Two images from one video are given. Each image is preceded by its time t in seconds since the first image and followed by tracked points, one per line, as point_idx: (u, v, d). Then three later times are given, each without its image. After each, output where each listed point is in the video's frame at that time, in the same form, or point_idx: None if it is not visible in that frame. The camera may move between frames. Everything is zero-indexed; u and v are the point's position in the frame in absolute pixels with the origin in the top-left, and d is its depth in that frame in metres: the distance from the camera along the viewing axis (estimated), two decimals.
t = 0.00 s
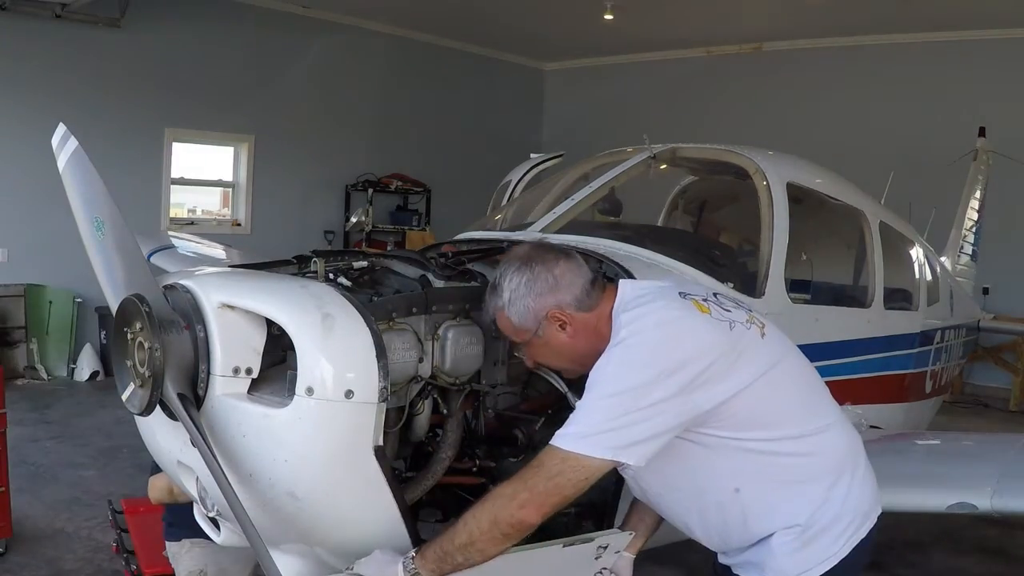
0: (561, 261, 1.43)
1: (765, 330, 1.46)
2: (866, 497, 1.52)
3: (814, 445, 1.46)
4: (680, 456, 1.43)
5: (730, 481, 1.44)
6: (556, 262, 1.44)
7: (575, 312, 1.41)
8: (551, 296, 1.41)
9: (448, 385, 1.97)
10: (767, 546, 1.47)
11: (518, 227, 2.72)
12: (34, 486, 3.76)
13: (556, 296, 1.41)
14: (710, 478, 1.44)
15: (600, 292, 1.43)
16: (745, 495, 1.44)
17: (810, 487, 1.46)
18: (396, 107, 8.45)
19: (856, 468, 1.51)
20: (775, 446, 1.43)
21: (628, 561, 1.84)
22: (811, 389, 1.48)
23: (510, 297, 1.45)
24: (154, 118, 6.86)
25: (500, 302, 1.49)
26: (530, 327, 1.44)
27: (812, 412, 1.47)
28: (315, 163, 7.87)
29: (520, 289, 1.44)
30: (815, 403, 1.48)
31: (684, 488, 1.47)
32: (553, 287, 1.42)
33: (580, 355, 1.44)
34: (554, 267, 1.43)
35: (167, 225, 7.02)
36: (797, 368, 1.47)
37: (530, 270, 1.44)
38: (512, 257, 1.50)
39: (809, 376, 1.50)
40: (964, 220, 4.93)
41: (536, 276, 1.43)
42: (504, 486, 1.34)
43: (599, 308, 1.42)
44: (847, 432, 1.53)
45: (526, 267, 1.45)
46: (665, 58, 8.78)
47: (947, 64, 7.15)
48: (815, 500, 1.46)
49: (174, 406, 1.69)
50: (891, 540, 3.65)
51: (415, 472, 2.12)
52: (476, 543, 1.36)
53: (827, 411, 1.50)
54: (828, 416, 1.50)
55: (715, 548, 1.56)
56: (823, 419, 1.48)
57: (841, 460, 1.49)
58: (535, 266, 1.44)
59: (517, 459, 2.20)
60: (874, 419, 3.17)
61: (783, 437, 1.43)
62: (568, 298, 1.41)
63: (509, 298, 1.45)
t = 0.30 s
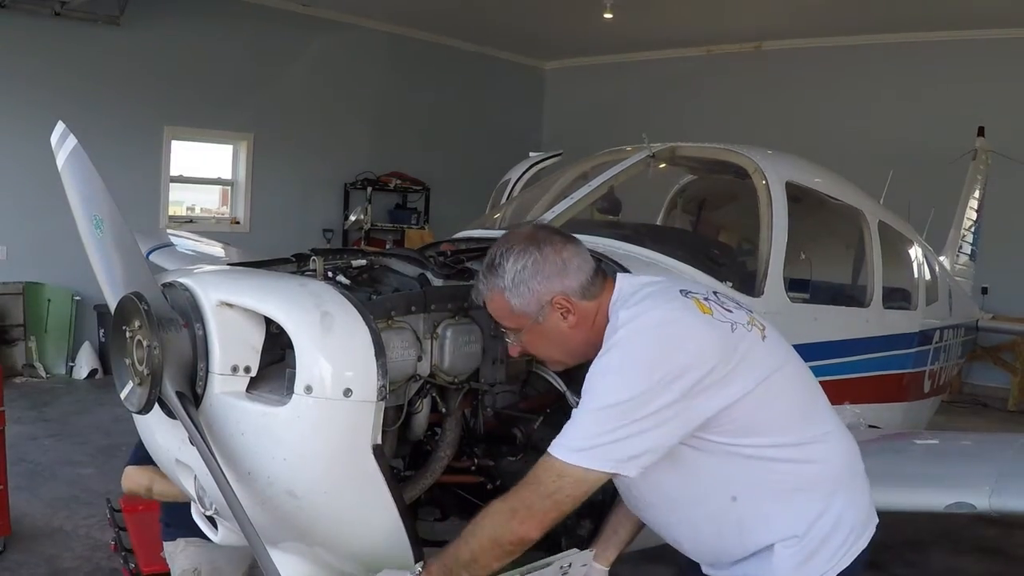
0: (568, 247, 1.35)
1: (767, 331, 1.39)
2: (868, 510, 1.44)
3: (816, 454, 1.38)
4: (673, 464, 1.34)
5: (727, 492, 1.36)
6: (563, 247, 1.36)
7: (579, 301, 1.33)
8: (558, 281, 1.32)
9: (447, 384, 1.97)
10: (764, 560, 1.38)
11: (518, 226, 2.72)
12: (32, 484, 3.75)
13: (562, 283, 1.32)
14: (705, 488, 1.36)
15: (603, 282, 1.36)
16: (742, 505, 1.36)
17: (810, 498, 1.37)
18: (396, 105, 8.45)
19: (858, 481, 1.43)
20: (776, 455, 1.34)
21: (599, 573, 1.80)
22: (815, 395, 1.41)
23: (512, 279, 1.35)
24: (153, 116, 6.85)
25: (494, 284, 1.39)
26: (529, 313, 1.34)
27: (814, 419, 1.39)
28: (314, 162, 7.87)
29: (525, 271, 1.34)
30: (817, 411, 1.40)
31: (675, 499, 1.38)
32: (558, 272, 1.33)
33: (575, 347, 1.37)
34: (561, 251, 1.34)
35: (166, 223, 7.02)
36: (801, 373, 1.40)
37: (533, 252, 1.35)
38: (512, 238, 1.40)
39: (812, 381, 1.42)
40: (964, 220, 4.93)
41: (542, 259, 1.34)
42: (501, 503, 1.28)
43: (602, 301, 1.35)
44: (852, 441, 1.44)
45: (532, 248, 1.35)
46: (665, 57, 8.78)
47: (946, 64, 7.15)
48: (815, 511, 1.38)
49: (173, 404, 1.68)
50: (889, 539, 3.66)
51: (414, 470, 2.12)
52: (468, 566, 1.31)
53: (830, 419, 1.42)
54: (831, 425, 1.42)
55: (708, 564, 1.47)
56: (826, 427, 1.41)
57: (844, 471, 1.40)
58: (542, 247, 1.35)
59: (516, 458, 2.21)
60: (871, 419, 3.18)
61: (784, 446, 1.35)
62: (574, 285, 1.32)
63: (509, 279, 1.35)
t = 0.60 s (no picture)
0: (546, 240, 1.20)
1: (752, 333, 1.29)
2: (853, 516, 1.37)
3: (808, 463, 1.29)
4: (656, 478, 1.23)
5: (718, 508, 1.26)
6: (540, 240, 1.20)
7: (556, 300, 1.18)
8: (534, 278, 1.17)
9: (451, 382, 1.97)
10: None
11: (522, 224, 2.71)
12: (38, 483, 3.76)
13: (539, 280, 1.18)
14: (690, 504, 1.25)
15: (583, 279, 1.21)
16: (734, 523, 1.27)
17: (803, 510, 1.29)
18: (399, 104, 8.45)
19: (844, 487, 1.35)
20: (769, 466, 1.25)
21: None
22: (802, 400, 1.32)
23: (483, 274, 1.20)
24: (157, 115, 6.86)
25: (463, 279, 1.23)
26: (501, 312, 1.19)
27: (804, 427, 1.30)
28: (318, 160, 7.87)
29: (497, 267, 1.19)
30: (806, 417, 1.31)
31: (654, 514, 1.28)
32: (534, 268, 1.18)
33: (550, 349, 1.22)
34: (538, 246, 1.19)
35: (171, 222, 7.03)
36: (787, 378, 1.30)
37: (507, 244, 1.19)
38: (483, 228, 1.24)
39: (799, 385, 1.33)
40: (968, 218, 4.91)
41: (518, 253, 1.19)
42: (547, 545, 1.20)
43: (582, 299, 1.21)
44: (836, 446, 1.36)
45: (505, 240, 1.20)
46: (668, 55, 8.77)
47: (950, 60, 7.13)
48: (808, 524, 1.29)
49: (178, 403, 1.69)
50: (894, 538, 3.65)
51: (418, 469, 2.12)
52: None
53: (818, 425, 1.34)
54: (818, 431, 1.33)
55: None
56: (816, 434, 1.32)
57: (833, 479, 1.32)
58: (518, 241, 1.19)
59: (520, 456, 2.20)
60: (876, 417, 3.16)
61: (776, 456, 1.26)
62: (551, 283, 1.18)
63: (479, 275, 1.20)
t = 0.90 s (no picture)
0: (457, 243, 1.16)
1: (689, 330, 1.24)
2: (802, 523, 1.32)
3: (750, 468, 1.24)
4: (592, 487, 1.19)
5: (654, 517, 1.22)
6: (450, 243, 1.17)
7: (470, 305, 1.15)
8: (442, 286, 1.15)
9: (449, 382, 1.97)
10: None
11: (520, 223, 2.71)
12: (36, 483, 3.76)
13: (448, 286, 1.15)
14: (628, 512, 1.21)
15: (502, 280, 1.17)
16: (671, 532, 1.22)
17: (747, 518, 1.24)
18: (397, 104, 8.45)
19: (790, 492, 1.31)
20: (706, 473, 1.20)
21: None
22: (743, 402, 1.27)
23: (394, 284, 1.18)
24: (155, 115, 6.86)
25: (380, 289, 1.22)
26: (416, 321, 1.18)
27: (745, 430, 1.25)
28: (316, 160, 7.86)
29: (407, 276, 1.17)
30: (748, 420, 1.26)
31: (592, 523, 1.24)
32: (443, 274, 1.15)
33: (478, 354, 1.19)
34: (446, 252, 1.16)
35: (169, 221, 7.02)
36: (727, 378, 1.25)
37: (416, 252, 1.17)
38: (397, 234, 1.22)
39: (742, 386, 1.28)
40: (966, 218, 4.92)
41: (425, 260, 1.16)
42: (506, 555, 1.16)
43: (502, 300, 1.16)
44: (780, 448, 1.31)
45: (414, 247, 1.18)
46: (666, 55, 8.78)
47: (947, 61, 7.14)
48: (753, 532, 1.24)
49: (175, 402, 1.68)
50: (892, 537, 3.65)
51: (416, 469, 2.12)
52: None
53: (761, 427, 1.29)
54: (762, 433, 1.28)
55: None
56: (759, 437, 1.27)
57: (777, 484, 1.28)
58: (426, 247, 1.17)
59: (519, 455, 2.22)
60: (874, 417, 3.17)
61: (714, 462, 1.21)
62: (461, 289, 1.15)
63: (392, 284, 1.18)
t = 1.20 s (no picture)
0: (373, 237, 1.15)
1: (624, 333, 1.17)
2: (759, 537, 1.24)
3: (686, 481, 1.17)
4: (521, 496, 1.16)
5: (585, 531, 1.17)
6: (366, 237, 1.16)
7: (387, 301, 1.13)
8: (358, 282, 1.13)
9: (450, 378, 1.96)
10: None
11: (521, 219, 2.71)
12: (37, 479, 3.76)
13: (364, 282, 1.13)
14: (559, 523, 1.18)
15: (422, 274, 1.15)
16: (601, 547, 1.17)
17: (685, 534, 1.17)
18: (397, 100, 8.43)
19: (738, 502, 1.22)
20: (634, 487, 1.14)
21: None
22: (684, 409, 1.19)
23: (311, 281, 1.17)
24: (155, 111, 6.85)
25: (300, 286, 1.21)
26: (334, 318, 1.16)
27: (682, 441, 1.17)
28: (317, 156, 7.86)
29: (324, 271, 1.16)
30: (687, 428, 1.18)
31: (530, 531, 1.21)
32: (359, 270, 1.13)
33: (400, 351, 1.17)
34: (362, 246, 1.14)
35: (169, 218, 7.02)
36: (665, 383, 1.17)
37: (332, 248, 1.16)
38: (316, 230, 1.20)
39: (683, 391, 1.20)
40: (966, 214, 4.91)
41: (340, 255, 1.15)
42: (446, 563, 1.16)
43: (422, 296, 1.14)
44: (730, 458, 1.23)
45: (331, 242, 1.16)
46: (667, 51, 8.77)
47: (948, 56, 7.12)
48: (691, 549, 1.16)
49: (175, 398, 1.67)
50: (893, 534, 3.65)
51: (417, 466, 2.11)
52: None
53: (705, 436, 1.21)
54: (705, 443, 1.20)
55: None
56: (699, 448, 1.19)
57: (721, 497, 1.20)
58: (341, 241, 1.15)
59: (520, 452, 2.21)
60: (875, 413, 3.17)
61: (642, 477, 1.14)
62: (377, 285, 1.13)
63: (309, 282, 1.17)
